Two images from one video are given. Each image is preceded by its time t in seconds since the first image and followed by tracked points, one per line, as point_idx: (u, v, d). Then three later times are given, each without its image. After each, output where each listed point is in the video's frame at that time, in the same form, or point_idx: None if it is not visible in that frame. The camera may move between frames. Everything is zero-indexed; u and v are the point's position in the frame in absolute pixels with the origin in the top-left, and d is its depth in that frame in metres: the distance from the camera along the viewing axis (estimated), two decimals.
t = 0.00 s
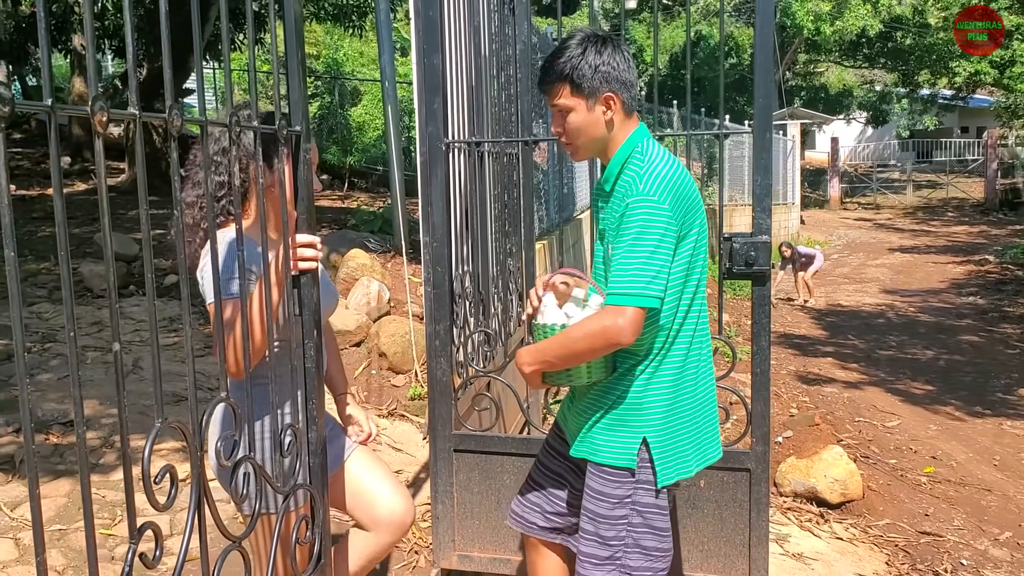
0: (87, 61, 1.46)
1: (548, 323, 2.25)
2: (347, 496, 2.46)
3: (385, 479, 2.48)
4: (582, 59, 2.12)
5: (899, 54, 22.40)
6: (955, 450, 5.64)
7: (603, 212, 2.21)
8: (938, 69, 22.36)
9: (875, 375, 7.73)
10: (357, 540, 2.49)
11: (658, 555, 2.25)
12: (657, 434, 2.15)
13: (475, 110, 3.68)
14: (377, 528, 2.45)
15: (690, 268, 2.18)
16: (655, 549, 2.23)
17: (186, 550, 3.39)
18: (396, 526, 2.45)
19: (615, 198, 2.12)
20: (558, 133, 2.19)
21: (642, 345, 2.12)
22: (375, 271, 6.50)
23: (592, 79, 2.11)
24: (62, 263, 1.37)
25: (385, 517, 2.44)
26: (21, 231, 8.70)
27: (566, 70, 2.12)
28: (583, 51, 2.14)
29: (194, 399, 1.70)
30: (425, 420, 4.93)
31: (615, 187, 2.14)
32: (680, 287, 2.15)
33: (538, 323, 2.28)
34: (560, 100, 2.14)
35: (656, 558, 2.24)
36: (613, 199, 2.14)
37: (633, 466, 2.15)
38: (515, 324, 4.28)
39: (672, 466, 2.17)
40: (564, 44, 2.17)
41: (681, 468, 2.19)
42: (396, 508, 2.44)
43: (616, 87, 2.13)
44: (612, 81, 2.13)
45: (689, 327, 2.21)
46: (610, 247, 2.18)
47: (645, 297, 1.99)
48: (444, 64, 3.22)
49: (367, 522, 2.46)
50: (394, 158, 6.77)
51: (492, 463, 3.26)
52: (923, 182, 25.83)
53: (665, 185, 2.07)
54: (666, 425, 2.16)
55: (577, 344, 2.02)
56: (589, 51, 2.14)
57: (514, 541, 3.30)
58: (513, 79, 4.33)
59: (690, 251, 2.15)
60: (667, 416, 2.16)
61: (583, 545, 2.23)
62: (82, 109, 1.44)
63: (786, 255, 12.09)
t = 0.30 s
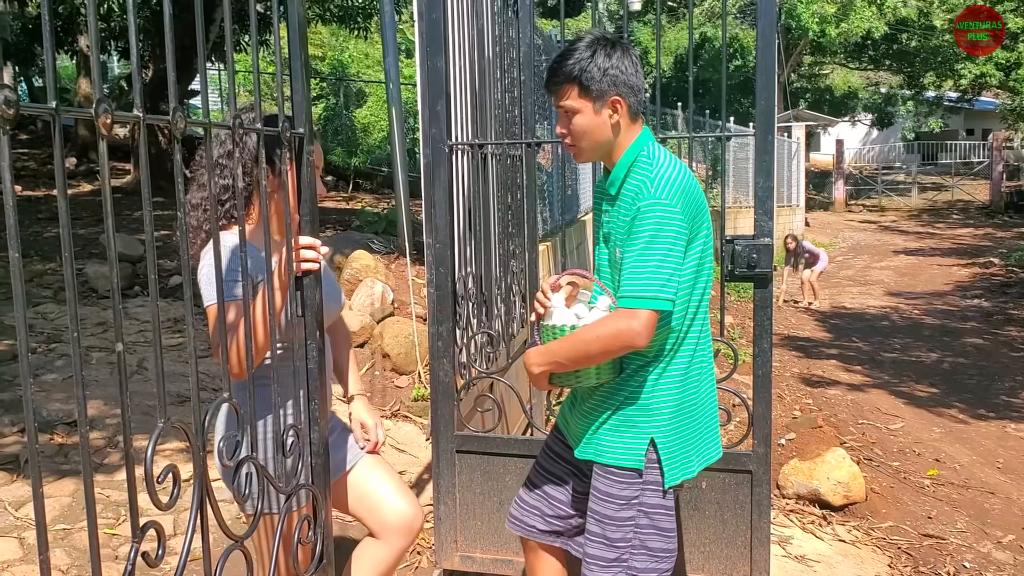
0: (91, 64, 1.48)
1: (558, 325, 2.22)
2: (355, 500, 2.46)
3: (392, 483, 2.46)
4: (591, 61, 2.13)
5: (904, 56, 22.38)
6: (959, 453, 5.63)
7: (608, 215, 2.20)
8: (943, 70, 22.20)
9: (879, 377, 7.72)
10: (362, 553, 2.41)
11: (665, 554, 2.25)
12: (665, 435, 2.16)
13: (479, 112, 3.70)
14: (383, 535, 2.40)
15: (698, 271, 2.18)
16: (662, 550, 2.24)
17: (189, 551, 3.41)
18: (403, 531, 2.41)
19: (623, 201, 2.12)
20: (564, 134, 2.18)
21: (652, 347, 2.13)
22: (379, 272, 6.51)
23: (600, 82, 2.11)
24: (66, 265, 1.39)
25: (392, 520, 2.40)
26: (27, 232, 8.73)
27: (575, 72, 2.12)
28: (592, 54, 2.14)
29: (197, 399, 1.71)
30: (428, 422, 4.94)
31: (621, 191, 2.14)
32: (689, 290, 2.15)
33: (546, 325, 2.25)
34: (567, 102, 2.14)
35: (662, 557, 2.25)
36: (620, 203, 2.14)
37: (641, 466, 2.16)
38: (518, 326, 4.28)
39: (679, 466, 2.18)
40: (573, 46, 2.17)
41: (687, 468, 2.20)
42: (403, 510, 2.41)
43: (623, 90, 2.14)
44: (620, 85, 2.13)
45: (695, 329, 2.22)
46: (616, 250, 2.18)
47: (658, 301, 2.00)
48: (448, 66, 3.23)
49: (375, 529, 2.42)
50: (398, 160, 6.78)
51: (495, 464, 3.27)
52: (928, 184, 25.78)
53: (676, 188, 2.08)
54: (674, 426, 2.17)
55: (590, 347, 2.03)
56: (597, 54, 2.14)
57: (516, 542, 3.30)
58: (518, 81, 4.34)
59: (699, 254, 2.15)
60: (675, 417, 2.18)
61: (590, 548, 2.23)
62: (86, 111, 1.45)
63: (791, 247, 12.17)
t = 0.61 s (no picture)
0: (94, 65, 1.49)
1: (567, 322, 2.22)
2: (359, 502, 2.47)
3: (398, 485, 2.48)
4: (599, 63, 2.13)
5: (908, 57, 22.35)
6: (963, 454, 5.62)
7: (613, 216, 2.21)
8: (948, 70, 22.07)
9: (883, 378, 7.71)
10: (366, 555, 2.43)
11: (667, 553, 2.25)
12: (668, 435, 2.17)
13: (483, 112, 3.71)
14: (388, 538, 2.42)
15: (705, 271, 2.18)
16: (664, 549, 2.24)
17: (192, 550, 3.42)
18: (408, 534, 2.43)
19: (630, 202, 2.12)
20: (569, 136, 2.19)
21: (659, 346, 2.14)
22: (383, 273, 6.54)
23: (609, 84, 2.11)
24: (68, 264, 1.40)
25: (397, 523, 2.42)
26: (32, 233, 8.76)
27: (582, 74, 2.12)
28: (600, 56, 2.14)
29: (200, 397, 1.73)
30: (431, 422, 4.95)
31: (628, 192, 2.14)
32: (697, 290, 2.15)
33: (556, 322, 2.25)
34: (574, 103, 2.14)
35: (664, 556, 2.25)
36: (626, 203, 2.14)
37: (645, 466, 2.17)
38: (522, 326, 4.29)
39: (682, 465, 2.19)
40: (580, 47, 2.17)
41: (689, 467, 2.21)
42: (409, 513, 2.44)
43: (630, 93, 2.14)
44: (627, 87, 2.13)
45: (699, 330, 2.22)
46: (623, 250, 2.18)
47: (668, 302, 2.01)
48: (452, 68, 3.25)
49: (378, 530, 2.43)
50: (402, 161, 6.79)
51: (498, 463, 3.28)
52: (933, 185, 25.72)
53: (687, 190, 2.09)
54: (678, 425, 2.18)
55: (601, 346, 2.03)
56: (606, 56, 2.14)
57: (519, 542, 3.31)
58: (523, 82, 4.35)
59: (707, 255, 2.16)
60: (679, 416, 2.19)
61: (591, 546, 2.23)
62: (88, 112, 1.46)
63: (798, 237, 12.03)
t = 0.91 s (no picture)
0: (99, 69, 1.49)
1: (572, 323, 2.21)
2: (371, 505, 2.48)
3: (410, 489, 2.49)
4: (605, 67, 2.12)
5: (914, 57, 22.32)
6: (969, 455, 5.61)
7: (615, 217, 2.20)
8: (954, 70, 22.04)
9: (889, 379, 7.69)
10: (376, 558, 2.43)
11: (672, 553, 2.26)
12: (674, 435, 2.17)
13: (487, 113, 3.71)
14: (399, 541, 2.42)
15: (710, 271, 2.18)
16: (670, 550, 2.25)
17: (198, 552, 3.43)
18: (419, 538, 2.42)
19: (635, 202, 2.12)
20: (574, 138, 2.17)
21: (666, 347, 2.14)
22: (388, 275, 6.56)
23: (615, 88, 2.11)
24: (73, 267, 1.41)
25: (408, 527, 2.42)
26: (39, 235, 8.80)
27: (588, 77, 2.11)
28: (606, 60, 2.13)
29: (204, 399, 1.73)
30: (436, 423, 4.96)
31: (632, 194, 2.13)
32: (703, 290, 2.17)
33: (559, 323, 2.24)
34: (580, 107, 2.13)
35: (669, 556, 2.26)
36: (631, 205, 2.14)
37: (652, 466, 2.17)
38: (526, 327, 4.30)
39: (688, 465, 2.20)
40: (583, 50, 2.16)
41: (694, 466, 2.22)
42: (421, 518, 2.43)
43: (635, 96, 2.14)
44: (632, 91, 2.13)
45: (702, 331, 2.23)
46: (626, 250, 2.18)
47: (678, 302, 2.02)
48: (456, 70, 3.25)
49: (389, 534, 2.43)
50: (407, 162, 6.80)
51: (502, 465, 3.28)
52: (939, 185, 25.67)
53: (694, 192, 2.10)
54: (683, 425, 2.19)
55: (612, 347, 2.02)
56: (611, 60, 2.13)
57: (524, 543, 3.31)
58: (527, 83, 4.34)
59: (713, 254, 2.16)
60: (684, 416, 2.19)
61: (597, 549, 2.22)
62: (93, 115, 1.47)
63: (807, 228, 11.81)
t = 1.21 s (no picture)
0: (105, 70, 1.50)
1: (576, 322, 2.20)
2: (380, 504, 2.49)
3: (419, 491, 2.49)
4: (609, 69, 2.11)
5: (920, 57, 22.26)
6: (975, 455, 5.59)
7: (618, 216, 2.20)
8: (960, 70, 21.98)
9: (894, 379, 7.66)
10: (382, 557, 2.42)
11: (675, 554, 2.26)
12: (678, 435, 2.17)
13: (492, 113, 3.71)
14: (405, 541, 2.41)
15: (714, 270, 2.19)
16: (674, 550, 2.25)
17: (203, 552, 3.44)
18: (425, 539, 2.42)
19: (639, 202, 2.12)
20: (577, 139, 2.17)
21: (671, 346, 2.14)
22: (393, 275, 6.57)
23: (619, 89, 2.10)
24: (79, 267, 1.41)
25: (414, 528, 2.42)
26: (45, 236, 8.83)
27: (593, 79, 2.10)
28: (610, 61, 2.13)
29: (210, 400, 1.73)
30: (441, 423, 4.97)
31: (636, 193, 2.14)
32: (706, 289, 2.17)
33: (563, 322, 2.24)
34: (584, 108, 2.12)
35: (673, 557, 2.25)
36: (635, 204, 2.14)
37: (656, 467, 2.17)
38: (531, 327, 4.30)
39: (692, 466, 2.20)
40: (586, 52, 2.15)
41: (697, 467, 2.22)
42: (428, 519, 2.43)
43: (639, 97, 2.13)
44: (637, 92, 2.13)
45: (705, 331, 2.23)
46: (629, 250, 2.18)
47: (684, 300, 2.02)
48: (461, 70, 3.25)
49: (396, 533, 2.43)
50: (412, 162, 6.81)
51: (507, 465, 3.28)
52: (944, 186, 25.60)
53: (698, 191, 2.10)
54: (687, 424, 2.19)
55: (618, 346, 2.01)
56: (615, 60, 2.13)
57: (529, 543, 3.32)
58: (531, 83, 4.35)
59: (717, 254, 2.17)
60: (688, 416, 2.20)
61: (600, 549, 2.22)
62: (100, 116, 1.47)
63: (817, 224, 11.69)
